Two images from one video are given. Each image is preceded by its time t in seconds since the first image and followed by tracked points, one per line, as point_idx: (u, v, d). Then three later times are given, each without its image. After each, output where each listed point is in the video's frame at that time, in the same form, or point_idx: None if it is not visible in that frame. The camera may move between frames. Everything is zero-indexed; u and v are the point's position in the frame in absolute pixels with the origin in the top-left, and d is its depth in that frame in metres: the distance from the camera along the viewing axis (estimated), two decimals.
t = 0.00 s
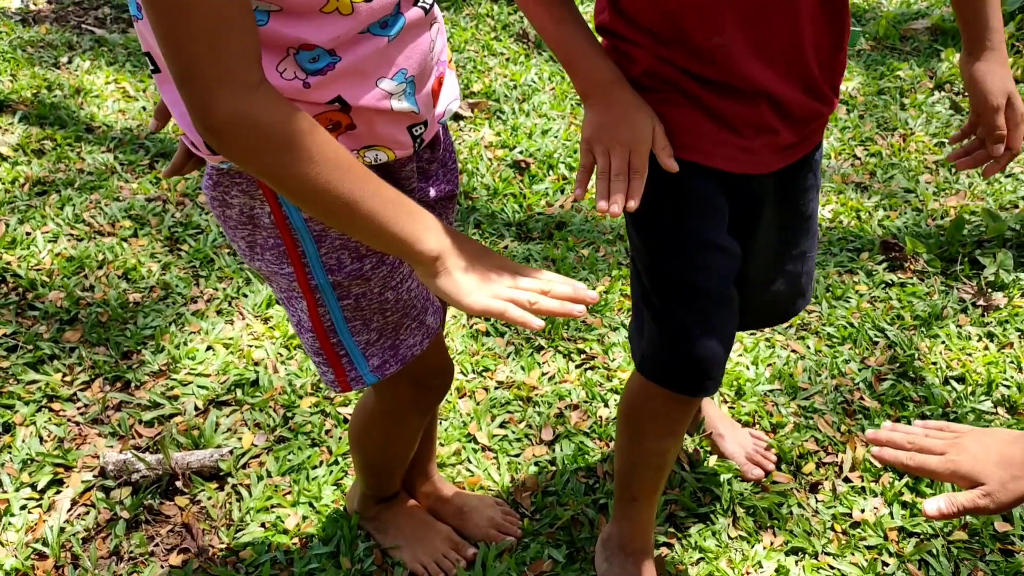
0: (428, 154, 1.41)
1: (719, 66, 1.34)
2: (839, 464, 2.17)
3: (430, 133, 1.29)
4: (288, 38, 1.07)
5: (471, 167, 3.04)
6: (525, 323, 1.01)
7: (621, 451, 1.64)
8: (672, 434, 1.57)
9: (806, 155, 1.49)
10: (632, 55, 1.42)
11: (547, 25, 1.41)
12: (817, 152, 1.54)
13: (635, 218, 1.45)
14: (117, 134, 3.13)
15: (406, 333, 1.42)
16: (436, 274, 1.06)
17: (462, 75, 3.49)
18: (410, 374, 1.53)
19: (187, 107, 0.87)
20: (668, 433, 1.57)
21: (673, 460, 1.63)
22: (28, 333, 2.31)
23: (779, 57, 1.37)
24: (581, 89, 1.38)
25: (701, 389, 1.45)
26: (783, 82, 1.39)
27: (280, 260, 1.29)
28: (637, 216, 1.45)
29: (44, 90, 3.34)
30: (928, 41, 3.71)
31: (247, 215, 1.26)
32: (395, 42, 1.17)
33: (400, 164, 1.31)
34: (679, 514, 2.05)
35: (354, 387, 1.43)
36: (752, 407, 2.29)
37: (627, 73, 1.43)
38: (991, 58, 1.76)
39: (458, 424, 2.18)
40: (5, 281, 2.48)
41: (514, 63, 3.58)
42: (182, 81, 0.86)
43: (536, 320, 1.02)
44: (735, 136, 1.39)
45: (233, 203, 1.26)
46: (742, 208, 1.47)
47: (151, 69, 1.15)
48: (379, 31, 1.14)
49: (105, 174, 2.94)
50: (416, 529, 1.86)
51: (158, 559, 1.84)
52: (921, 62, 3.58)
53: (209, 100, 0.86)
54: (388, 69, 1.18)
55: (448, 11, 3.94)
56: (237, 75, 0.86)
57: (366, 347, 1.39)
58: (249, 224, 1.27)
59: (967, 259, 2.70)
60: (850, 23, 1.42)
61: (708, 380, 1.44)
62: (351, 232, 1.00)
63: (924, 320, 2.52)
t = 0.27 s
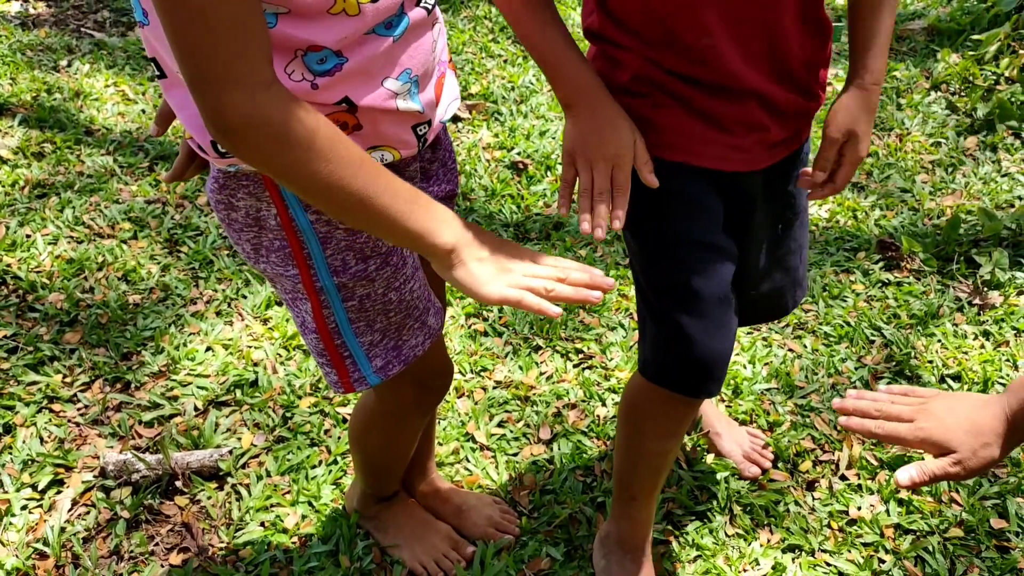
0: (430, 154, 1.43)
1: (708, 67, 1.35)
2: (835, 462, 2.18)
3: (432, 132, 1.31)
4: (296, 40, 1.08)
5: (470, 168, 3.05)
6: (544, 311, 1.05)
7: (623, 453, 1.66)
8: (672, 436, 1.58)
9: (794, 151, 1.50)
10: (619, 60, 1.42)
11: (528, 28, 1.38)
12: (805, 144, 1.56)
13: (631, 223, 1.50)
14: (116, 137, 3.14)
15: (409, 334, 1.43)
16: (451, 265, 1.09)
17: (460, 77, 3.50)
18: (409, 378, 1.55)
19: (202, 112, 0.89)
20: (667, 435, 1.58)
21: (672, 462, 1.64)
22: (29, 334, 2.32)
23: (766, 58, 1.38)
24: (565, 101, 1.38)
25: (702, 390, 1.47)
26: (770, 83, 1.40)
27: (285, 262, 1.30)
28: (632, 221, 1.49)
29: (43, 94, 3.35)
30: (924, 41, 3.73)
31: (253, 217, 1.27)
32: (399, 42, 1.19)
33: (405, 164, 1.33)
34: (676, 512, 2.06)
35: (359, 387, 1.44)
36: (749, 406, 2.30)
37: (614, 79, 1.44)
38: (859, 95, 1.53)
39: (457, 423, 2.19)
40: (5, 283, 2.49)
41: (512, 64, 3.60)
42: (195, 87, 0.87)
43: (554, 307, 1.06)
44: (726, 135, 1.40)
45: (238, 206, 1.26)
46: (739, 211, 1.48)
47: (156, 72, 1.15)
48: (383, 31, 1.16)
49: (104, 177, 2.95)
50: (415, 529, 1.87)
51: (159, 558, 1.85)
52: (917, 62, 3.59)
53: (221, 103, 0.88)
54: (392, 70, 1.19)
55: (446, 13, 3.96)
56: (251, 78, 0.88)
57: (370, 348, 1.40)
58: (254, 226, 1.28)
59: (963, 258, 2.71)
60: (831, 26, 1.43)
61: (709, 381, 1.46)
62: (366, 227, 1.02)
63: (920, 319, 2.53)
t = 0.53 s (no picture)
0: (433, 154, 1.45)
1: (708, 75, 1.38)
2: (835, 460, 2.19)
3: (435, 134, 1.32)
4: (300, 41, 1.09)
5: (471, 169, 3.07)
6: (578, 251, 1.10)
7: (625, 459, 1.67)
8: (675, 448, 1.59)
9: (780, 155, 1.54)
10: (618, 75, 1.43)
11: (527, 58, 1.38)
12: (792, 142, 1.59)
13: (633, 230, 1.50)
14: (119, 140, 3.16)
15: (411, 333, 1.44)
16: (481, 219, 1.10)
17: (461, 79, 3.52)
18: (414, 379, 1.56)
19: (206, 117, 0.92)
20: (669, 445, 1.59)
21: (673, 471, 1.65)
22: (33, 335, 2.33)
23: (764, 60, 1.43)
24: (567, 147, 1.36)
25: (704, 401, 1.48)
26: (767, 86, 1.44)
27: (288, 262, 1.32)
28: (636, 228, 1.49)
29: (46, 97, 3.37)
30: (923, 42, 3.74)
31: (258, 217, 1.28)
32: (400, 44, 1.20)
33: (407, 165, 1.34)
34: (677, 509, 2.07)
35: (360, 387, 1.45)
36: (749, 404, 2.32)
37: (614, 95, 1.45)
38: (854, 78, 1.68)
39: (458, 422, 2.20)
40: (10, 284, 2.50)
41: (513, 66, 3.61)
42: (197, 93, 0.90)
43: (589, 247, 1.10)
44: (726, 140, 1.43)
45: (243, 206, 1.28)
46: (734, 216, 1.51)
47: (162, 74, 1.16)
48: (384, 32, 1.17)
49: (107, 179, 2.96)
50: (417, 527, 1.89)
51: (163, 556, 1.86)
52: (916, 63, 3.60)
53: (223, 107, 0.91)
54: (395, 71, 1.20)
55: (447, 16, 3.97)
56: (247, 76, 0.90)
57: (372, 347, 1.42)
58: (259, 225, 1.30)
59: (963, 257, 2.72)
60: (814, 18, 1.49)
61: (717, 393, 1.47)
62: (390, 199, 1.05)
63: (919, 317, 2.54)
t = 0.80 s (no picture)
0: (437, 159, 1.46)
1: (710, 86, 1.40)
2: (835, 460, 2.20)
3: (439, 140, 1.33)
4: (305, 49, 1.10)
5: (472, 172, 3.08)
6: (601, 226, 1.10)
7: (628, 467, 1.69)
8: (679, 457, 1.61)
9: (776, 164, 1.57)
10: (621, 88, 1.45)
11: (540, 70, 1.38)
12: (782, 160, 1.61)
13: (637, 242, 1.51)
14: (122, 143, 3.18)
15: (419, 336, 1.45)
16: (496, 199, 1.12)
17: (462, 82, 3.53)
18: (422, 381, 1.56)
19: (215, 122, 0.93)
20: (675, 454, 1.60)
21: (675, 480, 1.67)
22: (37, 337, 2.35)
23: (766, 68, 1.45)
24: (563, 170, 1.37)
25: (707, 412, 1.49)
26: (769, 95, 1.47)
27: (296, 267, 1.33)
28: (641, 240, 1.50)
29: (50, 101, 3.39)
30: (923, 45, 3.75)
31: (265, 222, 1.30)
32: (404, 50, 1.22)
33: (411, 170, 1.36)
34: (678, 509, 2.08)
35: (369, 389, 1.46)
36: (750, 405, 2.33)
37: (615, 108, 1.46)
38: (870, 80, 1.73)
39: (460, 423, 2.21)
40: (14, 287, 2.52)
41: (514, 70, 3.63)
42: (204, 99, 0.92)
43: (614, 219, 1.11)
44: (729, 151, 1.45)
45: (251, 212, 1.29)
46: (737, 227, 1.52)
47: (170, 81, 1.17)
48: (388, 39, 1.19)
49: (111, 183, 2.98)
50: (422, 528, 1.89)
51: (166, 556, 1.87)
52: (916, 65, 3.61)
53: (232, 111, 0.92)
54: (399, 78, 1.22)
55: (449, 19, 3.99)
56: (254, 75, 0.91)
57: (380, 351, 1.43)
58: (266, 231, 1.31)
59: (962, 258, 2.73)
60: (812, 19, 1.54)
61: (724, 403, 1.49)
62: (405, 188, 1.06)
63: (919, 318, 2.55)
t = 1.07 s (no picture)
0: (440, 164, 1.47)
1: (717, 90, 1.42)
2: (839, 461, 2.20)
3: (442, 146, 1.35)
4: (308, 55, 1.11)
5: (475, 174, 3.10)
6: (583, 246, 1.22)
7: (635, 471, 1.69)
8: (687, 462, 1.61)
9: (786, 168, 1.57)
10: (626, 93, 1.47)
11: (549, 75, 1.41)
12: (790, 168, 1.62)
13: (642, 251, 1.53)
14: (127, 147, 3.19)
15: (419, 342, 1.46)
16: (482, 214, 1.18)
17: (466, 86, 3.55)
18: (427, 384, 1.57)
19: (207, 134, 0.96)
20: (682, 460, 1.61)
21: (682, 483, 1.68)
22: (43, 339, 2.36)
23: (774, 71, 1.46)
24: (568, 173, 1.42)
25: (716, 417, 1.50)
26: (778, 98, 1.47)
27: (298, 272, 1.34)
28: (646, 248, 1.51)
29: (55, 105, 3.41)
30: (925, 47, 3.76)
31: (268, 228, 1.31)
32: (407, 57, 1.23)
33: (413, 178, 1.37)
34: (681, 510, 2.09)
35: (370, 395, 1.47)
36: (753, 406, 2.33)
37: (621, 112, 1.48)
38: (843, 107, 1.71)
39: (464, 424, 2.22)
40: (20, 289, 2.53)
41: (517, 73, 3.64)
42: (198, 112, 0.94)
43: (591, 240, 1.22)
44: (735, 156, 1.46)
45: (253, 217, 1.30)
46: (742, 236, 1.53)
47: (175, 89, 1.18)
48: (391, 46, 1.20)
49: (116, 186, 2.99)
50: (426, 530, 1.91)
51: (172, 557, 1.88)
52: (919, 67, 3.62)
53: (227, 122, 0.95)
54: (402, 85, 1.23)
55: (452, 23, 4.00)
56: (247, 89, 0.94)
57: (381, 356, 1.44)
58: (269, 236, 1.32)
59: (965, 260, 2.74)
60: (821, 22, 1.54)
61: (731, 410, 1.50)
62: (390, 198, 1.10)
63: (922, 320, 2.56)
